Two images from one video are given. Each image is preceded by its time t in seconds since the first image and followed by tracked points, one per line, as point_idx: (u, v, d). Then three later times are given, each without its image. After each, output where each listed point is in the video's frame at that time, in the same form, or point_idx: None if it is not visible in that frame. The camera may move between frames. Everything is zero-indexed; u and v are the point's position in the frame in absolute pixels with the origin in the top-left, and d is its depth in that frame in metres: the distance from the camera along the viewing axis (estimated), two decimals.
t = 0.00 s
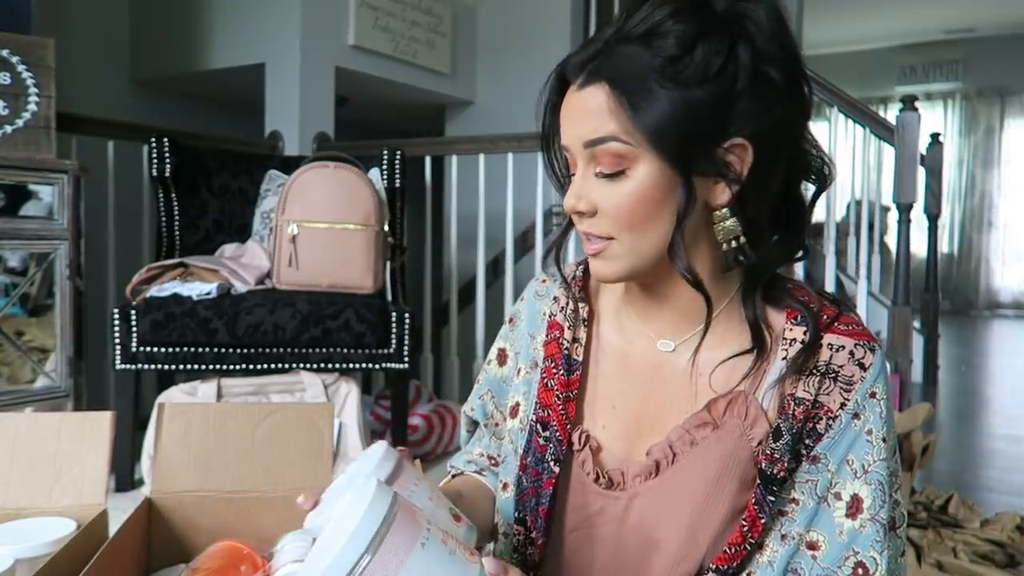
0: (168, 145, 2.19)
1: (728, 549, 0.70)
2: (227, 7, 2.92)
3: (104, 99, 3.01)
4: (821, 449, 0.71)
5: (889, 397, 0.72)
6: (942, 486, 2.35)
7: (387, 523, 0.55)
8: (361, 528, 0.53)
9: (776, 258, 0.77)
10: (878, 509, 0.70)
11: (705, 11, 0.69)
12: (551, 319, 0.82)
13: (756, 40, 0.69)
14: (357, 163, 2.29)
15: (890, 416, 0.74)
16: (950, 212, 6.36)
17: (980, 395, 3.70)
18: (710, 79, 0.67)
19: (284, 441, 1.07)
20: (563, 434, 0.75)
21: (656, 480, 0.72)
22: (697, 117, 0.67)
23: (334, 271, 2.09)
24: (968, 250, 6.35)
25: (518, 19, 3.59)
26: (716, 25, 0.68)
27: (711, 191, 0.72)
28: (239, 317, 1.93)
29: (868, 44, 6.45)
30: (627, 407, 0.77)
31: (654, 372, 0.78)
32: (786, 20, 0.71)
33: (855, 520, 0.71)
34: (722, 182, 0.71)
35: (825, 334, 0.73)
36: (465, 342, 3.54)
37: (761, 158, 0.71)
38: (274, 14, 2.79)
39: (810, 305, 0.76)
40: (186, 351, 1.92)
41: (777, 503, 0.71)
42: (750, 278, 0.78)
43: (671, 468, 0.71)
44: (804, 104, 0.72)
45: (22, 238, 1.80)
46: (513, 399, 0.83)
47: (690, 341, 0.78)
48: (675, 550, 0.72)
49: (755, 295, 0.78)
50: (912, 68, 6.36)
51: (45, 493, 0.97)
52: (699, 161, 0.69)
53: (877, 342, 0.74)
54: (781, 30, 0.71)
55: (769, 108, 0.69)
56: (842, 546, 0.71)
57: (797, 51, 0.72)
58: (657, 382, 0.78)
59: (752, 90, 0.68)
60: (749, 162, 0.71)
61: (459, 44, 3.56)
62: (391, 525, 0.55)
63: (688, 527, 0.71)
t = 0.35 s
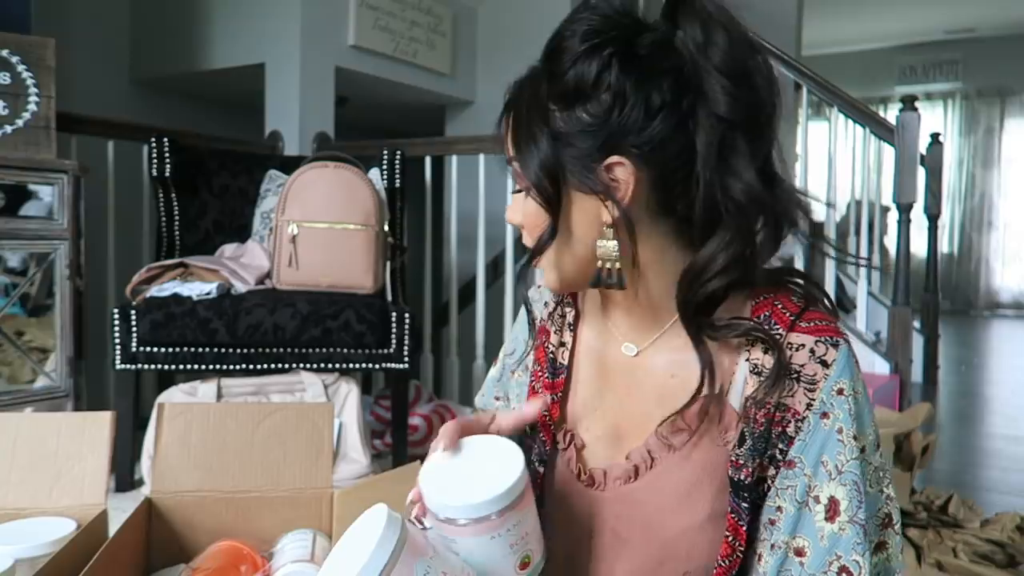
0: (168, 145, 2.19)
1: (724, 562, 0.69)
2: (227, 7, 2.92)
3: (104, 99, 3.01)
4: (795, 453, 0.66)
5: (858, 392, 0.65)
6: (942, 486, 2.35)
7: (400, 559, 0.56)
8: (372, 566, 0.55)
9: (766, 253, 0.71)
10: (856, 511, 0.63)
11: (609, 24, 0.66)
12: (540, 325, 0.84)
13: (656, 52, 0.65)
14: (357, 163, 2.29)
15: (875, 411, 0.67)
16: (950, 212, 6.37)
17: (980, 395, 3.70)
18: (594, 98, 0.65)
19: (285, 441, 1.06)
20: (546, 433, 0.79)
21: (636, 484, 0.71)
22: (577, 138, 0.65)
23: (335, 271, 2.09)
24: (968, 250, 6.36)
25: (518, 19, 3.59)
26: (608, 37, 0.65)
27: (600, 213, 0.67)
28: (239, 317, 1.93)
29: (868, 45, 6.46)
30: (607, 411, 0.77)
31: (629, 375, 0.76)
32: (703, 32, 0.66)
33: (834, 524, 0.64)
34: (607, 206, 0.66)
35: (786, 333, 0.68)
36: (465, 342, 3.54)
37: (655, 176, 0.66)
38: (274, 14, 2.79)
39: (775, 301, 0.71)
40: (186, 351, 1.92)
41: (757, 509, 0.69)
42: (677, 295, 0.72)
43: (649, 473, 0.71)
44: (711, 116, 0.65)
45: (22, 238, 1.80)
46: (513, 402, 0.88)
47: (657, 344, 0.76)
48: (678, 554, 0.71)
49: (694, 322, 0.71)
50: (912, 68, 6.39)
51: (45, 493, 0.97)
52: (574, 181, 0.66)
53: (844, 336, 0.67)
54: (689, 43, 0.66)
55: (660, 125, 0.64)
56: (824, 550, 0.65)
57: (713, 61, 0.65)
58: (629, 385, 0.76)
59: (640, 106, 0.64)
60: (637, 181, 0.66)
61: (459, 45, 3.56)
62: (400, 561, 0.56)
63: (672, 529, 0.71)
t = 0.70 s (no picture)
0: (168, 145, 2.19)
1: (716, 564, 0.77)
2: (227, 7, 2.92)
3: (104, 99, 3.01)
4: (756, 452, 0.72)
5: (804, 383, 0.71)
6: (942, 486, 2.35)
7: (414, 507, 0.70)
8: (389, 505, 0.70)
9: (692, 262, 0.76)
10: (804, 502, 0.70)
11: (521, 43, 0.70)
12: (506, 333, 0.95)
13: (567, 68, 0.70)
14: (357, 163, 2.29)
15: (823, 397, 0.72)
16: (950, 212, 6.37)
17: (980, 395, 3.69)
18: (507, 118, 0.69)
19: (284, 440, 1.06)
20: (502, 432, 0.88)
21: (599, 488, 0.77)
22: (494, 158, 0.70)
23: (334, 271, 2.09)
24: (968, 250, 6.35)
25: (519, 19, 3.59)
26: (521, 57, 0.69)
27: (522, 232, 0.74)
28: (240, 317, 1.93)
29: (868, 44, 6.46)
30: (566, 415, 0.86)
31: (583, 377, 0.87)
32: (611, 43, 0.70)
33: (787, 517, 0.70)
34: (528, 225, 0.73)
35: (729, 331, 0.75)
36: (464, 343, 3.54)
37: (577, 191, 0.73)
38: (274, 14, 2.79)
39: (716, 297, 0.78)
40: (186, 351, 1.92)
41: (724, 508, 0.76)
42: (616, 299, 0.79)
43: (613, 476, 0.77)
44: (624, 129, 0.70)
45: (22, 238, 1.80)
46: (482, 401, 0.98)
47: (607, 346, 0.86)
48: (658, 564, 0.77)
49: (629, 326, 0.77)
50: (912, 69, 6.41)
51: (45, 493, 0.97)
52: (495, 200, 0.72)
53: (786, 328, 0.73)
54: (601, 57, 0.70)
55: (573, 139, 0.70)
56: (779, 545, 0.70)
57: (622, 73, 0.69)
58: (589, 387, 0.86)
59: (552, 121, 0.69)
60: (555, 197, 0.73)
61: (460, 44, 3.56)
62: (413, 507, 0.70)
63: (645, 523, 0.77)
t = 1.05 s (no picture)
0: (168, 145, 2.19)
1: (691, 558, 0.77)
2: (227, 7, 2.92)
3: (105, 99, 3.01)
4: (722, 444, 0.71)
5: (765, 371, 0.71)
6: (942, 486, 2.35)
7: (388, 510, 0.73)
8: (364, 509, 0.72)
9: (644, 265, 0.77)
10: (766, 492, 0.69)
11: (471, 53, 0.71)
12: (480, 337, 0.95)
13: (515, 76, 0.70)
14: (357, 163, 2.29)
15: (789, 386, 0.73)
16: (950, 212, 6.37)
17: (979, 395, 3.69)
18: (458, 128, 0.70)
19: (284, 441, 1.07)
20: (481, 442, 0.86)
21: (574, 488, 0.79)
22: (446, 168, 0.72)
23: (334, 271, 2.09)
24: (969, 250, 6.35)
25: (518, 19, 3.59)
26: (470, 66, 0.70)
27: (477, 242, 0.75)
28: (239, 317, 1.93)
29: (868, 44, 6.46)
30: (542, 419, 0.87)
31: (556, 380, 0.89)
32: (557, 50, 0.70)
33: (748, 507, 0.69)
34: (483, 236, 0.74)
35: (690, 325, 0.75)
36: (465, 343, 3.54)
37: (532, 201, 0.74)
38: (274, 14, 2.79)
39: (677, 293, 0.79)
40: (185, 351, 1.92)
41: (695, 502, 0.75)
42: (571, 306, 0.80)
43: (583, 479, 0.79)
44: (571, 136, 0.70)
45: (22, 238, 1.80)
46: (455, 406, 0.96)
47: (575, 350, 0.88)
48: (640, 558, 0.78)
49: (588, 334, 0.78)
50: (912, 69, 6.41)
51: (45, 493, 0.97)
52: (450, 208, 0.74)
53: (746, 319, 0.74)
54: (546, 64, 0.70)
55: (523, 147, 0.71)
56: (739, 537, 0.70)
57: (568, 81, 0.69)
58: (561, 390, 0.88)
59: (500, 128, 0.70)
60: (508, 207, 0.73)
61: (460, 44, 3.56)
62: (386, 512, 0.73)
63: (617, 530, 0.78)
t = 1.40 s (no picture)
0: (168, 145, 2.19)
1: (688, 568, 0.77)
2: (227, 7, 2.92)
3: (105, 99, 3.01)
4: (734, 455, 0.71)
5: (783, 385, 0.71)
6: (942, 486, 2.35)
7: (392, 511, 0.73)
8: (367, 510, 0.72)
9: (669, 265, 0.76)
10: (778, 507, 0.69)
11: (499, 48, 0.71)
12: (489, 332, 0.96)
13: (543, 72, 0.70)
14: (357, 163, 2.29)
15: (805, 401, 0.72)
16: (950, 212, 6.37)
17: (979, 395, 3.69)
18: (484, 121, 0.70)
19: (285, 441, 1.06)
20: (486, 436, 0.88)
21: (579, 489, 0.79)
22: (470, 161, 0.71)
23: (334, 271, 2.09)
24: (969, 250, 6.35)
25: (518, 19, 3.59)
26: (497, 61, 0.70)
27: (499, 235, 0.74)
28: (239, 317, 1.93)
29: (868, 44, 6.46)
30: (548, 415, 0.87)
31: (564, 379, 0.88)
32: (586, 47, 0.70)
33: (759, 520, 0.70)
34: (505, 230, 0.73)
35: (708, 333, 0.75)
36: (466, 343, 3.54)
37: (557, 197, 0.74)
38: (274, 14, 2.79)
39: (696, 301, 0.78)
40: (185, 351, 1.92)
41: (703, 512, 0.75)
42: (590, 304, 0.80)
43: (591, 480, 0.78)
44: (598, 133, 0.70)
45: (22, 238, 1.80)
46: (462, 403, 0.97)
47: (587, 348, 0.88)
48: (642, 563, 0.77)
49: (603, 333, 0.79)
50: (912, 69, 6.41)
51: (45, 494, 0.97)
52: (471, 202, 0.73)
53: (766, 331, 0.73)
54: (577, 61, 0.70)
55: (551, 144, 0.70)
56: (749, 551, 0.70)
57: (597, 77, 0.69)
58: (568, 389, 0.88)
59: (529, 125, 0.69)
60: (531, 204, 0.73)
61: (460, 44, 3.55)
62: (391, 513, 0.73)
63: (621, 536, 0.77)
